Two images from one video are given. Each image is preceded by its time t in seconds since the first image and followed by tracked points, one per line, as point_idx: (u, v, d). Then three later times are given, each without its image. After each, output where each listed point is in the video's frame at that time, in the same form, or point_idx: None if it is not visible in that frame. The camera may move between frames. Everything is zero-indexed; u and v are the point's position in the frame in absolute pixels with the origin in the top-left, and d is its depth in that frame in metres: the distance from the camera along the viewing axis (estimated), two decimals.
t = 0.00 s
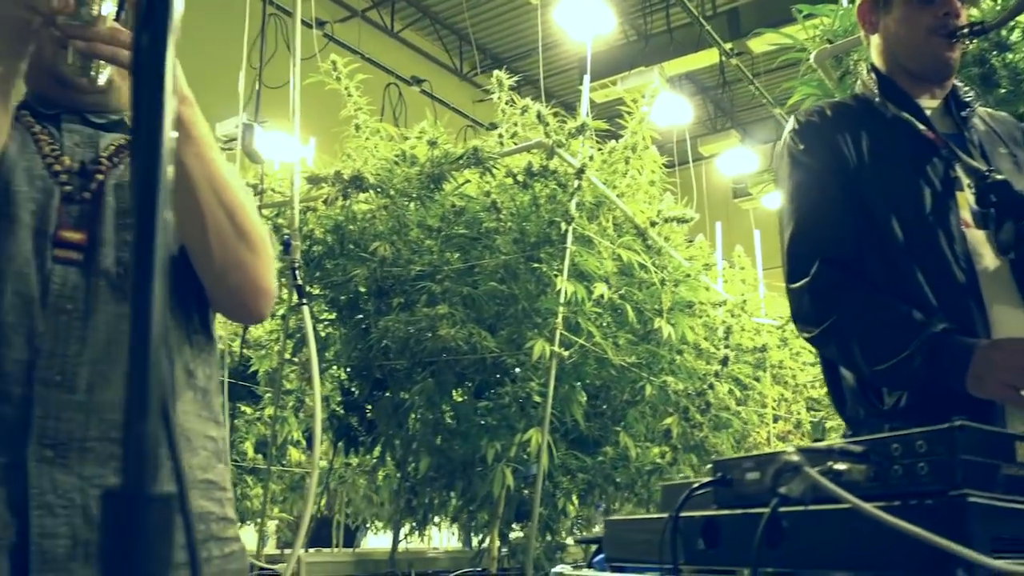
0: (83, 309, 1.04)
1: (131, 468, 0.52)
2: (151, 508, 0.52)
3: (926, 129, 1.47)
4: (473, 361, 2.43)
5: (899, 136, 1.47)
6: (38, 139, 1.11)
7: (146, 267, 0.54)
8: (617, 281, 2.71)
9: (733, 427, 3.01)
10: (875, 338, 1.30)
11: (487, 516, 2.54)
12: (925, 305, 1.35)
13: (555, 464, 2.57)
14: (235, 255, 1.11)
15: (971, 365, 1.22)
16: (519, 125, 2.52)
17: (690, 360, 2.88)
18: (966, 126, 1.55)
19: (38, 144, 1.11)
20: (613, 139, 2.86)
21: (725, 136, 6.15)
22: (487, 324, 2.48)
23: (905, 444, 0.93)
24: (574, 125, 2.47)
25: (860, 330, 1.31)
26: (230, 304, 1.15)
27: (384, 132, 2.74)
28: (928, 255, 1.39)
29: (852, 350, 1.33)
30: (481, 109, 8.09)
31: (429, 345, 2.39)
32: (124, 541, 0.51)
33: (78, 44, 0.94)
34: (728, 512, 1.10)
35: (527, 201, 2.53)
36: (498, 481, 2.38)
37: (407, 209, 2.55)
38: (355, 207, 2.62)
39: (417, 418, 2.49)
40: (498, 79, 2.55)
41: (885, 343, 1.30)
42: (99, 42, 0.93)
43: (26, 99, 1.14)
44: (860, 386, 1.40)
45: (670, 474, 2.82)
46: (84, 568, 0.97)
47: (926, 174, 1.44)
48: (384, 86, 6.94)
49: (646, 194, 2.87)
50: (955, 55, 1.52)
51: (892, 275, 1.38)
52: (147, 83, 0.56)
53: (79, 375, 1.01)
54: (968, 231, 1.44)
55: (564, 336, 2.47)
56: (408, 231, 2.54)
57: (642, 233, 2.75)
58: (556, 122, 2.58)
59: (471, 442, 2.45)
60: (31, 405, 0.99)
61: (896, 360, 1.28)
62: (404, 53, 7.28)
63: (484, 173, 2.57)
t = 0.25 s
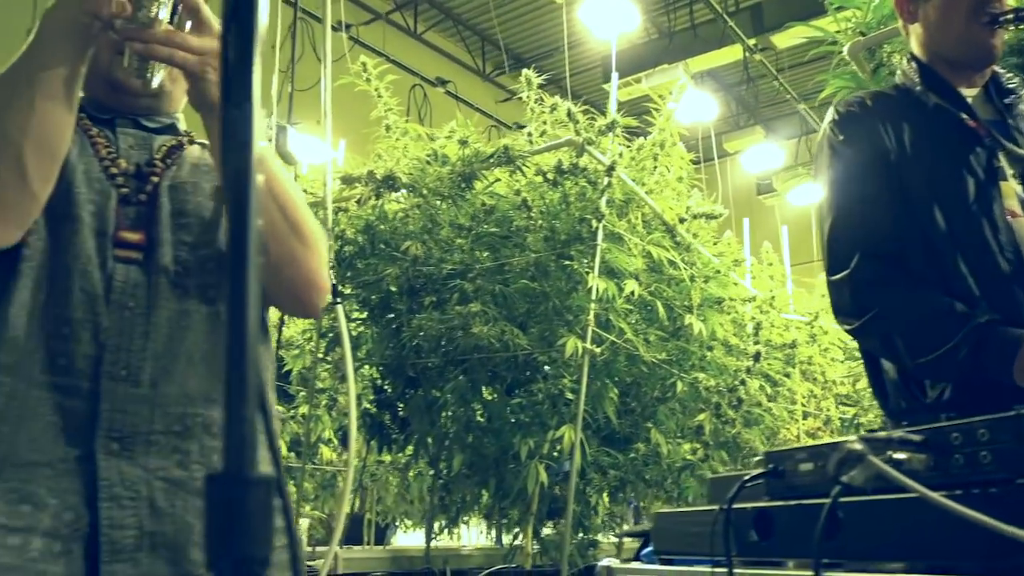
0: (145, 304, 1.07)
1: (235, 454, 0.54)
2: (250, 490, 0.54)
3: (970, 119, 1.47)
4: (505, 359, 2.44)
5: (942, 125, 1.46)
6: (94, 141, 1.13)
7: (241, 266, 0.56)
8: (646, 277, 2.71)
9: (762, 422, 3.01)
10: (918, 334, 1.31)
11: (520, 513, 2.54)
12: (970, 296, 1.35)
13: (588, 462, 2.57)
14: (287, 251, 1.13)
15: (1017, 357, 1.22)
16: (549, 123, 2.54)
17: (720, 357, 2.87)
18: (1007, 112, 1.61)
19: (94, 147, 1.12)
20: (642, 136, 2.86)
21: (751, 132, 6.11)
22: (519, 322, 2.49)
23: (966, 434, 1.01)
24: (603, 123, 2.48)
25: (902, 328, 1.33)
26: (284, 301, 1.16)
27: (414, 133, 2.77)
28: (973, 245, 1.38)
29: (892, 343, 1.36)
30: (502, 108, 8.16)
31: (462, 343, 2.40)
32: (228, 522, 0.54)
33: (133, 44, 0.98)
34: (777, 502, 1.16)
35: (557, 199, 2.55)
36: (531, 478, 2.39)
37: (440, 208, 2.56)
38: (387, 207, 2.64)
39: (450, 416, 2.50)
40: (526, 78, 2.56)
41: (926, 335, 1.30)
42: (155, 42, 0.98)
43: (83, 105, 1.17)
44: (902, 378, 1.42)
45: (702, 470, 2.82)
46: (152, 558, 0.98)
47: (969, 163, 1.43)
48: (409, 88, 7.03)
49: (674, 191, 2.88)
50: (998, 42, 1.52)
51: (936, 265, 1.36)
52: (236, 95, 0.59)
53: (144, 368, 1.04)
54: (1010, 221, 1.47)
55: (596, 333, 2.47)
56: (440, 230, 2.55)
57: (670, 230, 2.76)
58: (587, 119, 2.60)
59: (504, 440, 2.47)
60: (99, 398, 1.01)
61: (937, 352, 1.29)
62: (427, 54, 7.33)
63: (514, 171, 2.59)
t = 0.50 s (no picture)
0: (206, 295, 1.08)
1: (321, 439, 0.55)
2: (340, 475, 0.55)
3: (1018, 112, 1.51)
4: (539, 357, 2.47)
5: (986, 118, 1.49)
6: (149, 142, 1.13)
7: (326, 244, 0.57)
8: (678, 276, 2.72)
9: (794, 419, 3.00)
10: (965, 324, 1.33)
11: (555, 510, 2.56)
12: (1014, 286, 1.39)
13: (621, 460, 2.59)
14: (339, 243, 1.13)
15: None
16: (580, 123, 2.56)
17: (751, 356, 2.88)
18: None
19: (150, 146, 1.13)
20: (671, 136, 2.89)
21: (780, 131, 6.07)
22: (552, 320, 2.51)
23: None
24: (634, 123, 2.51)
25: (948, 314, 1.34)
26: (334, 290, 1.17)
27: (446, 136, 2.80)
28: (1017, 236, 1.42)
29: (938, 336, 1.37)
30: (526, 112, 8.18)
31: (496, 342, 2.43)
32: (318, 505, 0.55)
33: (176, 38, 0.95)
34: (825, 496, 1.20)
35: (589, 198, 2.57)
36: (566, 475, 2.42)
37: (474, 209, 2.59)
38: (421, 209, 2.67)
39: (483, 415, 2.52)
40: (557, 80, 2.60)
41: (973, 325, 1.32)
42: (197, 36, 0.94)
43: (135, 108, 1.17)
44: (951, 371, 1.43)
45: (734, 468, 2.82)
46: (222, 541, 1.01)
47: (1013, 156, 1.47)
48: (439, 92, 7.08)
49: (704, 190, 2.90)
50: None
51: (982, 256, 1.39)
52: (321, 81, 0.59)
53: (207, 357, 1.06)
54: None
55: (628, 331, 2.49)
56: (474, 230, 2.58)
57: (700, 229, 2.78)
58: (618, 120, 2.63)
59: (537, 438, 2.49)
60: (167, 387, 1.04)
61: (985, 342, 1.31)
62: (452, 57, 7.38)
63: (546, 172, 2.62)
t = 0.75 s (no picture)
0: (250, 298, 1.08)
1: (384, 437, 0.55)
2: (404, 472, 0.56)
3: None
4: (569, 360, 2.46)
5: None
6: (192, 146, 1.12)
7: (390, 244, 0.57)
8: (706, 277, 2.72)
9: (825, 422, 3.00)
10: None
11: (585, 512, 2.55)
12: None
13: (650, 462, 2.58)
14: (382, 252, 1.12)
15: None
16: (608, 126, 2.57)
17: (782, 358, 2.87)
18: None
19: (193, 150, 1.11)
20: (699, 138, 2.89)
21: (808, 131, 5.97)
22: (581, 322, 2.51)
23: None
24: (663, 126, 2.51)
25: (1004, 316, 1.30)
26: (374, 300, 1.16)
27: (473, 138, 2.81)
28: None
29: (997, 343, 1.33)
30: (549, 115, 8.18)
31: (526, 344, 2.43)
32: (383, 502, 0.55)
33: (232, 47, 0.98)
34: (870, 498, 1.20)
35: (618, 200, 2.57)
36: (596, 478, 2.42)
37: (503, 212, 2.60)
38: (450, 211, 2.68)
39: (512, 417, 2.52)
40: (585, 83, 2.60)
41: None
42: (253, 46, 0.97)
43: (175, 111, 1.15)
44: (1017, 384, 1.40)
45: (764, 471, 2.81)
46: (268, 544, 1.00)
47: None
48: (465, 96, 7.08)
49: (731, 192, 2.89)
50: None
51: None
52: (380, 82, 0.59)
53: (252, 360, 1.06)
54: None
55: (657, 334, 2.49)
56: (502, 232, 2.58)
57: (729, 230, 2.77)
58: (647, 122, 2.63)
59: (567, 441, 2.49)
60: (213, 389, 1.04)
61: None
62: (477, 59, 7.39)
63: (573, 175, 2.62)
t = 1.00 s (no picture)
0: (284, 304, 1.06)
1: (446, 443, 0.55)
2: (465, 478, 0.55)
3: None
4: (594, 364, 2.45)
5: None
6: (232, 151, 1.11)
7: (449, 253, 0.56)
8: (733, 281, 2.70)
9: (854, 427, 3.01)
10: None
11: (610, 517, 2.53)
12: None
13: (676, 468, 2.56)
14: (419, 259, 1.12)
15: None
16: (633, 131, 2.57)
17: (809, 362, 2.84)
18: None
19: (232, 156, 1.11)
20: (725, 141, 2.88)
21: (832, 134, 5.87)
22: (607, 326, 2.50)
23: None
24: (689, 130, 2.50)
25: None
26: (408, 306, 1.17)
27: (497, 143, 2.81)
28: None
29: None
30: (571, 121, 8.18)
31: (551, 350, 2.42)
32: (446, 508, 0.55)
33: (282, 53, 0.98)
34: (913, 505, 1.30)
35: (644, 205, 2.58)
36: (622, 484, 2.40)
37: (529, 217, 2.59)
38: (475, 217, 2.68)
39: (536, 422, 2.50)
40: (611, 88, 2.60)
41: None
42: (303, 53, 0.99)
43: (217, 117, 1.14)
44: None
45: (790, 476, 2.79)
46: (290, 551, 0.98)
47: None
48: (486, 102, 7.11)
49: (757, 195, 2.88)
50: None
51: None
52: (435, 89, 0.58)
53: (284, 365, 1.04)
54: None
55: (683, 339, 2.47)
56: (527, 237, 2.58)
57: (755, 234, 2.75)
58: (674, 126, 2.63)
59: (593, 446, 2.47)
60: (244, 393, 1.01)
61: None
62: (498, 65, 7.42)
63: (599, 180, 2.62)
